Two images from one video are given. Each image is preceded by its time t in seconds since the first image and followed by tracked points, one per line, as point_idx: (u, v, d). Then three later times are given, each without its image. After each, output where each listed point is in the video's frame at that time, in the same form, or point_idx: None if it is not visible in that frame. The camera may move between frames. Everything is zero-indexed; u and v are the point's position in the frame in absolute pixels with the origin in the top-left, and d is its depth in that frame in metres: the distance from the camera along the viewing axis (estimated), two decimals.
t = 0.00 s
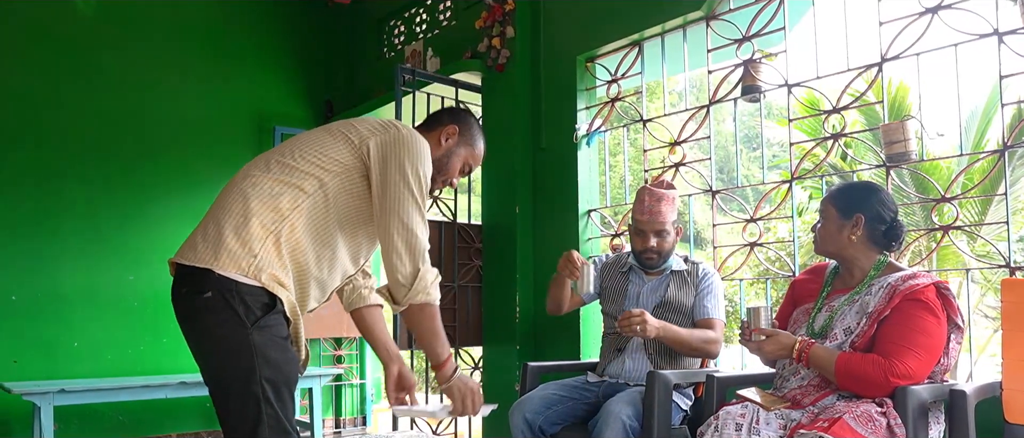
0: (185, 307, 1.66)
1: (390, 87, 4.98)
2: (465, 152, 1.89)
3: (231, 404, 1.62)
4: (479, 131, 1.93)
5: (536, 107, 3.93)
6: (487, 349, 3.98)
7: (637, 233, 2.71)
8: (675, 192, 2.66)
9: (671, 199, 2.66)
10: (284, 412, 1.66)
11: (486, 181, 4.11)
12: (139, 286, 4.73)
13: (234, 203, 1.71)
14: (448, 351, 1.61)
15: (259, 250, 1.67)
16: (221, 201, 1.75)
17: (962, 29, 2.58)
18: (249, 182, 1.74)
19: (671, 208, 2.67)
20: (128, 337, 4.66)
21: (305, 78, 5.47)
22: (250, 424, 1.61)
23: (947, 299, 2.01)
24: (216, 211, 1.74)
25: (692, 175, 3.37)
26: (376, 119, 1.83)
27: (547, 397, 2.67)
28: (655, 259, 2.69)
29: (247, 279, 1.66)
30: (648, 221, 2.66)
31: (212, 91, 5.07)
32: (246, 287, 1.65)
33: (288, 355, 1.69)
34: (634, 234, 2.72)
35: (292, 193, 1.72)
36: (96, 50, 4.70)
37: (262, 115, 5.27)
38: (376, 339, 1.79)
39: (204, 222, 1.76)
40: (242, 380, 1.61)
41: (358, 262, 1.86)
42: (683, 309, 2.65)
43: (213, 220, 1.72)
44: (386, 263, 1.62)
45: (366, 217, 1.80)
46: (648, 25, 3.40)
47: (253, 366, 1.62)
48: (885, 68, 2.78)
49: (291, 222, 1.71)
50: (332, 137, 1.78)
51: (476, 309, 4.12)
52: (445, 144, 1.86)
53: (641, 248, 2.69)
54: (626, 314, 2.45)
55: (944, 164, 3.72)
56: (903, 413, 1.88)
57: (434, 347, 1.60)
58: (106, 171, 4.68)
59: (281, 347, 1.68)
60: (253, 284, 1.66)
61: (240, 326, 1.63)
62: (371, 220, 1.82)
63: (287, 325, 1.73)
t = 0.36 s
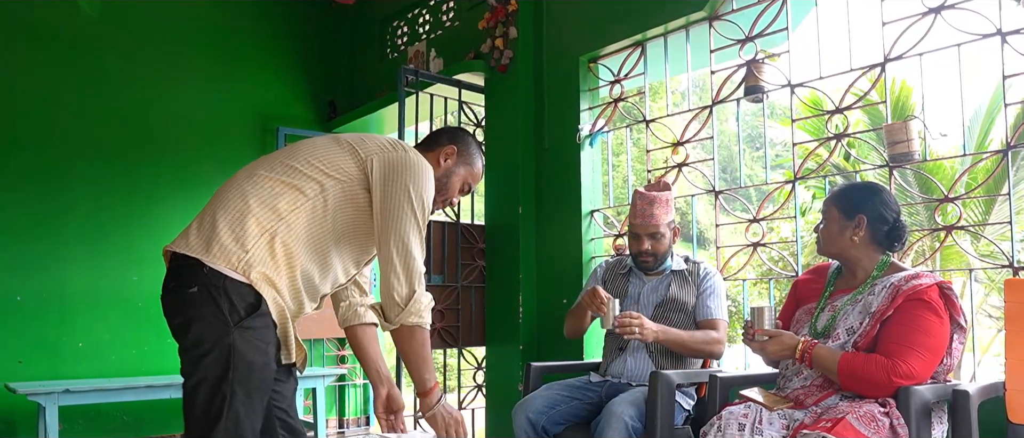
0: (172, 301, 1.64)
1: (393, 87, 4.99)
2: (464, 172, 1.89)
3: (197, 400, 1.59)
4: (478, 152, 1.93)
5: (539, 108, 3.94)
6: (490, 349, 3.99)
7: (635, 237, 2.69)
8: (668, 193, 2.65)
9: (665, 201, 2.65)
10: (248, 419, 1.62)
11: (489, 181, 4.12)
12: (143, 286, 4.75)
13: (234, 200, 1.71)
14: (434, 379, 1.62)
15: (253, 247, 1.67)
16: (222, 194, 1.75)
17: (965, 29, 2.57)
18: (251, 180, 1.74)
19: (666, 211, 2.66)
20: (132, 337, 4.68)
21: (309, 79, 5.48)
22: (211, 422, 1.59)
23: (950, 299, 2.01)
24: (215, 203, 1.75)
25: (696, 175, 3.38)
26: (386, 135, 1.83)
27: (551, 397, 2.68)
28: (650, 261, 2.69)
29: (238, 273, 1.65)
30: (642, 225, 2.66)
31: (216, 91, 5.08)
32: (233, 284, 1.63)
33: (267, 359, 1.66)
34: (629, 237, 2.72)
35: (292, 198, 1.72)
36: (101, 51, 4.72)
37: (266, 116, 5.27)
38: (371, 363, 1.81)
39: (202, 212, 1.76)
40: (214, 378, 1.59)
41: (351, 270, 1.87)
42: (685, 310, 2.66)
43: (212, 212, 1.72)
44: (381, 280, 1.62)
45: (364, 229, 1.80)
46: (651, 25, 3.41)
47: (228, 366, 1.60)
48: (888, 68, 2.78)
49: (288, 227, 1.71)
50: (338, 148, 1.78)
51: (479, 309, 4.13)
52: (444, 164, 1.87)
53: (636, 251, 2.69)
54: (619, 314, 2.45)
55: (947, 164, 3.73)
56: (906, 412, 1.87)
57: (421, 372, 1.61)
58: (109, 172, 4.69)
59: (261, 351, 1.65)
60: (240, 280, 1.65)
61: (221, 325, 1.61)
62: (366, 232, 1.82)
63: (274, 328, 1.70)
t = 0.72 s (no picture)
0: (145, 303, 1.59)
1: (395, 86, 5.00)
2: (454, 183, 1.79)
3: (169, 403, 1.54)
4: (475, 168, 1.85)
5: (541, 108, 3.94)
6: (492, 349, 3.99)
7: (637, 240, 2.69)
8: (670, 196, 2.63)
9: (666, 203, 2.63)
10: (223, 423, 1.57)
11: (492, 181, 4.12)
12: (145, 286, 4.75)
13: (206, 194, 1.64)
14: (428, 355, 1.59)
15: (225, 243, 1.60)
16: (193, 191, 1.67)
17: (968, 28, 2.57)
18: (221, 174, 1.67)
19: (667, 213, 2.64)
20: (135, 337, 4.68)
21: (311, 80, 5.49)
22: (183, 426, 1.53)
23: (952, 299, 2.00)
24: (183, 203, 1.67)
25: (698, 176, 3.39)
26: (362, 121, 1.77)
27: (552, 397, 2.68)
28: (653, 265, 2.69)
29: (208, 273, 1.58)
30: (643, 228, 2.65)
31: (217, 91, 5.09)
32: (200, 283, 1.57)
33: (240, 361, 1.59)
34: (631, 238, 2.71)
35: (265, 189, 1.65)
36: (105, 51, 4.73)
37: (268, 116, 5.27)
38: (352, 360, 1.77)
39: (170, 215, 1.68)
40: (184, 380, 1.53)
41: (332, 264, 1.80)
42: (687, 311, 2.65)
43: (180, 212, 1.65)
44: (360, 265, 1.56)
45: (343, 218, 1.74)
46: (654, 25, 3.41)
47: (197, 369, 1.54)
48: (891, 68, 2.77)
49: (262, 218, 1.64)
50: (312, 135, 1.72)
51: (481, 309, 4.13)
52: (432, 167, 1.80)
53: (638, 255, 2.69)
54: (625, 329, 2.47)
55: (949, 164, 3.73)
56: (908, 413, 1.85)
57: (409, 351, 1.58)
58: (112, 172, 4.69)
59: (232, 352, 1.58)
60: (209, 279, 1.58)
61: (189, 326, 1.54)
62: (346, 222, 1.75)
63: (248, 329, 1.63)
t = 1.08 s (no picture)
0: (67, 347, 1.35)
1: (399, 85, 4.99)
2: (415, 198, 1.51)
3: None
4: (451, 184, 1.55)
5: (545, 107, 3.94)
6: (496, 349, 3.99)
7: (648, 231, 2.71)
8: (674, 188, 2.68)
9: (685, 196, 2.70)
10: None
11: (495, 181, 4.11)
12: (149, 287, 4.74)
13: (111, 206, 1.38)
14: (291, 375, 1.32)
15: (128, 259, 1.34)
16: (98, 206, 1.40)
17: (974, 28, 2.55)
18: (128, 182, 1.41)
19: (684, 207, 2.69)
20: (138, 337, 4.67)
21: (315, 79, 5.49)
22: None
23: (958, 300, 1.99)
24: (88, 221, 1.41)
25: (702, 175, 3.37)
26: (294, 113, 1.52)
27: (556, 396, 2.67)
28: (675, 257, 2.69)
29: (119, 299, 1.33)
30: (668, 218, 2.66)
31: (220, 90, 5.09)
32: (126, 316, 1.33)
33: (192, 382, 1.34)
34: (650, 231, 2.70)
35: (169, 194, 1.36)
36: (107, 50, 4.74)
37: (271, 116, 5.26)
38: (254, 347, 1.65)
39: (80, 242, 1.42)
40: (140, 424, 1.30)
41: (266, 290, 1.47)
42: (693, 312, 2.64)
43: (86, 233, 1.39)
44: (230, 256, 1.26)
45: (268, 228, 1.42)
46: (657, 25, 3.40)
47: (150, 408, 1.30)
48: (896, 67, 2.75)
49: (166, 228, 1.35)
50: (233, 130, 1.45)
51: (485, 308, 4.12)
52: (394, 176, 1.49)
53: (663, 247, 2.68)
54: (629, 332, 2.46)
55: (953, 163, 3.74)
56: (914, 412, 1.85)
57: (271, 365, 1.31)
58: (114, 173, 4.70)
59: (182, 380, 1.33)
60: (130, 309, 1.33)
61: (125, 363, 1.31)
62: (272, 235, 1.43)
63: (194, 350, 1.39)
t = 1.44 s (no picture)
0: None
1: (416, 86, 5.01)
2: (368, 275, 1.50)
3: None
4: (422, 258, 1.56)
5: (563, 107, 3.94)
6: (513, 348, 3.99)
7: (681, 232, 2.68)
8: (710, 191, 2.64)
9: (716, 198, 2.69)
10: None
11: (512, 181, 4.11)
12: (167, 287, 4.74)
13: (38, 191, 1.39)
14: None
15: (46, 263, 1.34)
16: (32, 178, 1.43)
17: (998, 25, 2.52)
18: (69, 177, 1.40)
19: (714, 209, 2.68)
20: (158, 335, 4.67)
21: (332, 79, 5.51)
22: None
23: (983, 300, 1.96)
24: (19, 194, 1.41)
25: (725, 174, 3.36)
26: (263, 154, 1.41)
27: (575, 397, 2.67)
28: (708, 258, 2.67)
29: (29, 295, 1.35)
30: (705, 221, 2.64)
31: (237, 90, 5.10)
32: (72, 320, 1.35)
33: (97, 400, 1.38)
34: (683, 233, 2.66)
35: (99, 206, 1.36)
36: (126, 52, 4.77)
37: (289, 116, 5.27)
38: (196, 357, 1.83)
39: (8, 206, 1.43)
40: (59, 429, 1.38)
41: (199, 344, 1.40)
42: (715, 313, 2.64)
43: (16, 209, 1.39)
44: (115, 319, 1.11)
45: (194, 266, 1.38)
46: (674, 24, 3.39)
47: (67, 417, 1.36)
48: (917, 65, 2.72)
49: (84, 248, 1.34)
50: (191, 158, 1.38)
51: (502, 308, 4.12)
52: (352, 249, 1.49)
53: (699, 249, 2.65)
54: (647, 335, 2.48)
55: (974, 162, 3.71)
56: (939, 414, 1.83)
57: None
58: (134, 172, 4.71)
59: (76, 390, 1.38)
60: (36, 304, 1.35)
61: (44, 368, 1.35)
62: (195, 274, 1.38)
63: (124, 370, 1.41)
